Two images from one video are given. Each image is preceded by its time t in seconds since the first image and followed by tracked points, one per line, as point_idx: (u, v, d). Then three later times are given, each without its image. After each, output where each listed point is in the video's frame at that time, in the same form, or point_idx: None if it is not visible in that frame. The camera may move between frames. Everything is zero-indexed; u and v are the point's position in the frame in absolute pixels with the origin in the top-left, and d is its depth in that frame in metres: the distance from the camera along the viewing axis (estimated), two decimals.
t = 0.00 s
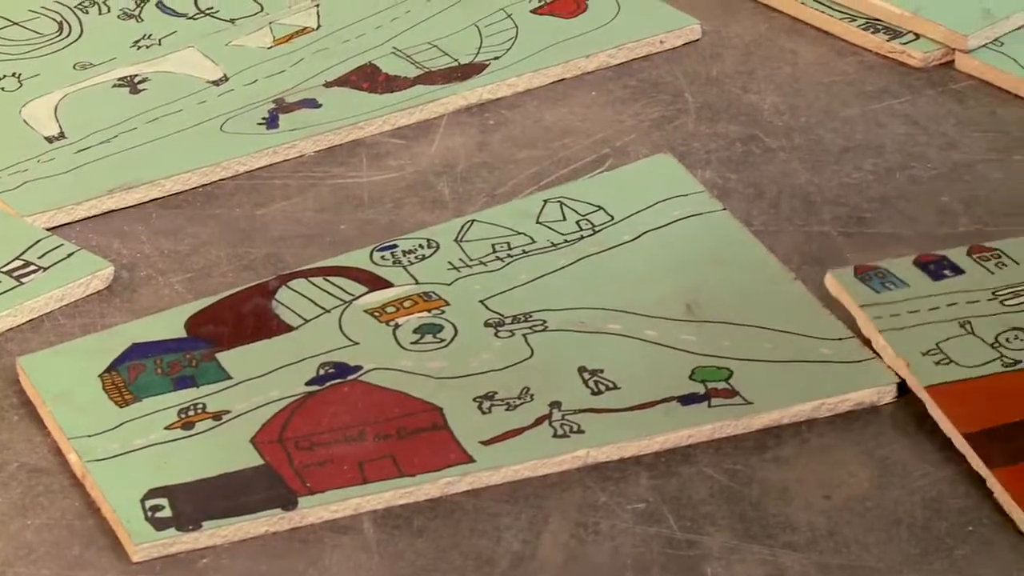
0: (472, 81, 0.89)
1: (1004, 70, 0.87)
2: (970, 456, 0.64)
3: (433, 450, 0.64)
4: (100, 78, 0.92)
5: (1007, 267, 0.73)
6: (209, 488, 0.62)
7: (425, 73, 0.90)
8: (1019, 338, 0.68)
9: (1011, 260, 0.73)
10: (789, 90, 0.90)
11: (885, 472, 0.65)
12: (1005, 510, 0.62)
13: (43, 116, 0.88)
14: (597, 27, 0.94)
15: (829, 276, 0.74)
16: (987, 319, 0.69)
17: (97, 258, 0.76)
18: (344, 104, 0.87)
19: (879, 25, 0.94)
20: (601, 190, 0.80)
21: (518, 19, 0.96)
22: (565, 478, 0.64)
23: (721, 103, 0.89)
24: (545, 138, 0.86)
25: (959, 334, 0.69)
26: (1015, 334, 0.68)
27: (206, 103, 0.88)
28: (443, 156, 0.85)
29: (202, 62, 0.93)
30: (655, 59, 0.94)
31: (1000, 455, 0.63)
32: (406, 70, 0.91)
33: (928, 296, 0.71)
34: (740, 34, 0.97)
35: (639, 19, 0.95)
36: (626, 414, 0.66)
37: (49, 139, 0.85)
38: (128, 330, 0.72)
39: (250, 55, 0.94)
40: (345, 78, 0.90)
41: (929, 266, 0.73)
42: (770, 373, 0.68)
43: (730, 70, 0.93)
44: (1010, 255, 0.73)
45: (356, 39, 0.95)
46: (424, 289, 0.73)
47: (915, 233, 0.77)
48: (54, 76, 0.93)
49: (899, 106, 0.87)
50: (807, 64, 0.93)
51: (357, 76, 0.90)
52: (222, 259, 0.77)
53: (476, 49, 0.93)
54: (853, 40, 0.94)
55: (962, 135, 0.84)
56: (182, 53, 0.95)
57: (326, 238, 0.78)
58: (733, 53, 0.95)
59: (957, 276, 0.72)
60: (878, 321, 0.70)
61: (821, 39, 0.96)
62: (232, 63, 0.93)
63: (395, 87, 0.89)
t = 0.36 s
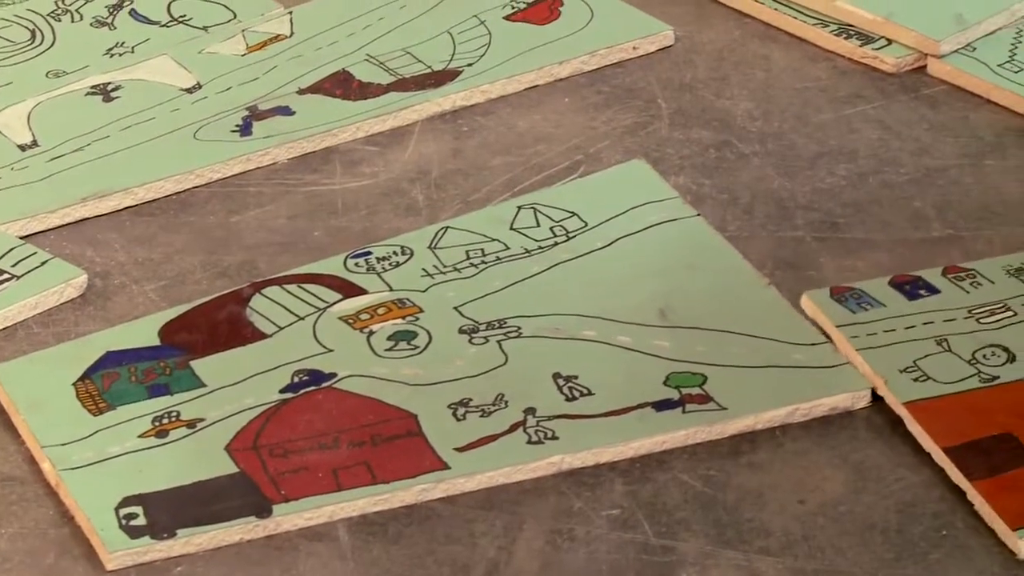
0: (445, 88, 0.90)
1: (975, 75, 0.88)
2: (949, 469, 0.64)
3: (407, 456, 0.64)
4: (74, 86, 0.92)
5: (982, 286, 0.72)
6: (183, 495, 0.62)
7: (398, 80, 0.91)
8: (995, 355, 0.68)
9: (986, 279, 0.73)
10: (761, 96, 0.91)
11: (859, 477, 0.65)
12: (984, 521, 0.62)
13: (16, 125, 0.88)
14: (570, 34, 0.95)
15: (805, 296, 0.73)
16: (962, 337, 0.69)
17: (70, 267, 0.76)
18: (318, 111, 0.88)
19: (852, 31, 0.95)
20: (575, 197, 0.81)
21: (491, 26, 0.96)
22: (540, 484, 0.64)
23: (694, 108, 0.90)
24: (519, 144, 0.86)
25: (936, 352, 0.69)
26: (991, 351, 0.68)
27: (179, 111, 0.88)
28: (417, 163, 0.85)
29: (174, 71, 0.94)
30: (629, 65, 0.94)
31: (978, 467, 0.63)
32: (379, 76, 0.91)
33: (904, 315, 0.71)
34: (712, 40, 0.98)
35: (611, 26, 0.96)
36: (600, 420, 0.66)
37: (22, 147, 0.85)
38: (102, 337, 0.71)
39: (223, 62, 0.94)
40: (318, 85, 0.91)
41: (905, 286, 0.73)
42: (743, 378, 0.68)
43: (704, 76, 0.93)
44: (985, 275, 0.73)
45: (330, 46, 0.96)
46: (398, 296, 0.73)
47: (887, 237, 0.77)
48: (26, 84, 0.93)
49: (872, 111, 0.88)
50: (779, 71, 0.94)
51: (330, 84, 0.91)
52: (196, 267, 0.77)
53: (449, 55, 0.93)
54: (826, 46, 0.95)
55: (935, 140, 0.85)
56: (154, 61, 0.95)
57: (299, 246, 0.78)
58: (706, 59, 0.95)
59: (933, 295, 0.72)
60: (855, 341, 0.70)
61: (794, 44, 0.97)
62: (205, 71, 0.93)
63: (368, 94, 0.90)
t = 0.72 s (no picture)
0: (416, 93, 0.90)
1: (942, 79, 0.89)
2: (926, 472, 0.63)
3: (379, 461, 0.64)
4: (43, 92, 0.92)
5: (953, 298, 0.72)
6: (155, 502, 0.62)
7: (369, 86, 0.91)
8: (967, 362, 0.68)
9: (956, 291, 0.73)
10: (731, 101, 0.92)
11: (831, 480, 0.65)
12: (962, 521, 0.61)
13: None
14: (540, 39, 0.96)
15: (777, 309, 0.73)
16: (935, 345, 0.70)
17: (40, 274, 0.76)
18: (289, 117, 0.88)
19: (821, 34, 0.96)
20: (546, 201, 0.81)
21: (461, 31, 0.97)
22: (512, 489, 0.64)
23: (665, 113, 0.90)
24: (490, 150, 0.87)
25: (908, 360, 0.69)
26: (963, 358, 0.69)
27: (149, 118, 0.88)
28: (387, 168, 0.85)
29: (144, 77, 0.94)
30: (599, 70, 0.95)
31: (955, 468, 0.62)
32: (349, 81, 0.92)
33: (876, 325, 0.71)
34: (683, 45, 0.99)
35: (581, 32, 0.97)
36: (572, 424, 0.66)
37: None
38: (73, 345, 0.71)
39: (194, 68, 0.95)
40: (288, 91, 0.91)
41: (876, 298, 0.73)
42: (715, 382, 0.68)
43: (674, 80, 0.94)
44: (955, 287, 0.73)
45: (300, 52, 0.96)
46: (370, 301, 0.73)
47: (857, 240, 0.78)
48: None
49: (842, 115, 0.89)
50: (749, 75, 0.94)
51: (301, 89, 0.91)
52: (167, 273, 0.77)
53: (420, 60, 0.94)
54: (796, 50, 0.97)
55: (904, 143, 0.86)
56: (124, 67, 0.95)
57: (270, 251, 0.78)
58: (675, 63, 0.96)
59: (903, 307, 0.72)
60: (828, 348, 0.70)
61: (764, 48, 0.98)
62: (175, 77, 0.94)
63: (339, 99, 0.90)
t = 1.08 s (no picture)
0: (389, 96, 0.90)
1: (913, 80, 0.90)
2: (899, 473, 0.63)
3: (353, 465, 0.64)
4: (16, 96, 0.92)
5: (926, 300, 0.73)
6: (130, 506, 0.61)
7: (342, 89, 0.91)
8: (940, 363, 0.68)
9: (930, 293, 0.73)
10: (705, 103, 0.92)
11: (805, 481, 0.65)
12: (936, 523, 0.61)
13: None
14: (512, 41, 0.96)
15: (751, 312, 0.73)
16: (908, 347, 0.70)
17: (13, 279, 0.76)
18: (261, 120, 0.88)
19: (793, 36, 0.97)
20: (520, 204, 0.81)
21: (434, 33, 0.97)
22: (487, 492, 0.64)
23: (638, 115, 0.91)
24: (463, 153, 0.87)
25: (882, 362, 0.69)
26: (936, 359, 0.69)
27: (121, 121, 0.88)
28: (361, 171, 0.85)
29: (116, 81, 0.94)
30: (572, 72, 0.96)
31: (928, 469, 0.62)
32: (322, 85, 0.92)
33: (850, 327, 0.71)
34: (656, 47, 0.99)
35: (554, 35, 0.97)
36: (545, 427, 0.66)
37: None
38: (46, 349, 0.71)
39: (166, 72, 0.95)
40: (261, 94, 0.91)
41: (849, 300, 0.73)
42: (688, 384, 0.68)
43: (647, 83, 0.94)
44: (928, 289, 0.74)
45: (273, 55, 0.96)
46: (344, 304, 0.73)
47: (830, 241, 0.78)
48: None
49: (814, 116, 0.89)
50: (722, 77, 0.95)
51: (274, 93, 0.91)
52: (141, 277, 0.76)
53: (393, 63, 0.94)
54: (769, 52, 0.97)
55: (876, 144, 0.86)
56: (97, 71, 0.95)
57: (244, 255, 0.78)
58: (648, 65, 0.97)
59: (877, 309, 0.72)
60: (801, 350, 0.70)
61: (737, 49, 0.98)
62: (148, 81, 0.94)
63: (312, 102, 0.90)
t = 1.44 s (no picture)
0: (355, 99, 0.90)
1: (878, 81, 0.91)
2: (866, 474, 0.63)
3: (321, 467, 0.64)
4: None
5: (894, 301, 0.73)
6: (98, 511, 0.61)
7: (308, 92, 0.92)
8: (908, 364, 0.69)
9: (897, 294, 0.73)
10: (672, 104, 0.92)
11: (773, 482, 0.65)
12: (902, 523, 0.61)
13: None
14: (478, 44, 0.96)
15: (719, 314, 0.73)
16: (876, 348, 0.70)
17: None
18: (228, 124, 0.88)
19: (759, 38, 0.98)
20: (487, 207, 0.81)
21: (400, 36, 0.98)
22: (456, 494, 0.64)
23: (605, 116, 0.91)
24: (430, 155, 0.87)
25: (849, 363, 0.69)
26: (904, 361, 0.69)
27: (87, 126, 0.89)
28: (328, 175, 0.85)
29: (82, 85, 0.95)
30: (540, 73, 0.96)
31: (895, 469, 0.62)
32: (290, 88, 0.92)
33: (817, 328, 0.71)
34: (622, 49, 0.99)
35: (520, 37, 0.97)
36: (513, 429, 0.66)
37: None
38: (14, 355, 0.71)
39: (133, 76, 0.95)
40: (228, 97, 0.91)
41: (817, 301, 0.73)
42: (655, 385, 0.68)
43: (614, 84, 0.95)
44: (896, 290, 0.74)
45: (240, 58, 0.97)
46: (311, 307, 0.73)
47: (797, 242, 0.78)
48: None
49: (782, 117, 0.90)
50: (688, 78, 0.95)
51: (241, 96, 0.91)
52: (108, 281, 0.76)
53: (360, 66, 0.95)
54: (735, 52, 0.98)
55: (843, 145, 0.86)
56: (62, 75, 0.96)
57: (211, 258, 0.78)
58: (615, 67, 0.97)
59: (845, 310, 0.72)
60: (769, 352, 0.70)
61: (704, 51, 0.99)
62: (114, 85, 0.94)
63: (279, 106, 0.90)
